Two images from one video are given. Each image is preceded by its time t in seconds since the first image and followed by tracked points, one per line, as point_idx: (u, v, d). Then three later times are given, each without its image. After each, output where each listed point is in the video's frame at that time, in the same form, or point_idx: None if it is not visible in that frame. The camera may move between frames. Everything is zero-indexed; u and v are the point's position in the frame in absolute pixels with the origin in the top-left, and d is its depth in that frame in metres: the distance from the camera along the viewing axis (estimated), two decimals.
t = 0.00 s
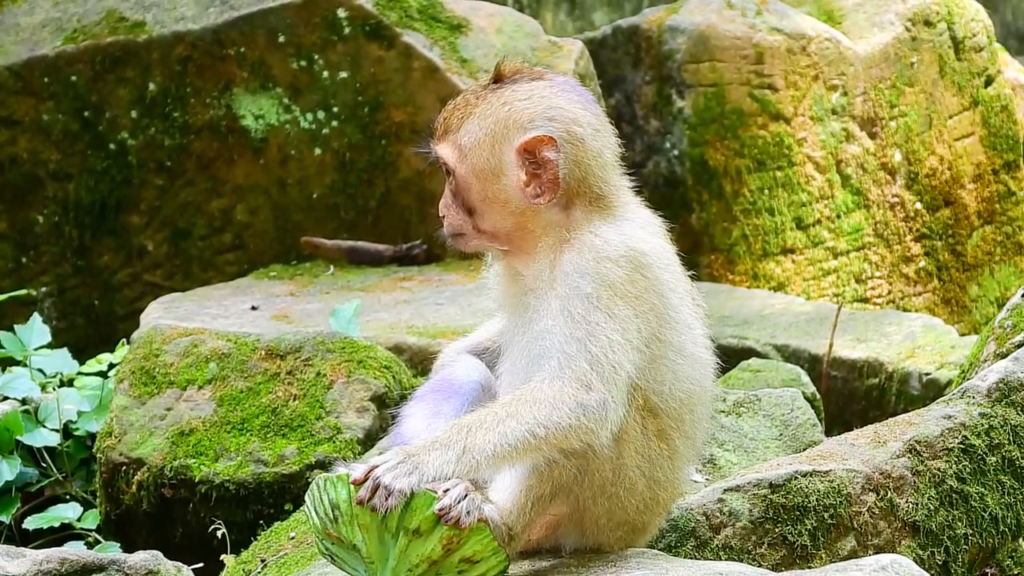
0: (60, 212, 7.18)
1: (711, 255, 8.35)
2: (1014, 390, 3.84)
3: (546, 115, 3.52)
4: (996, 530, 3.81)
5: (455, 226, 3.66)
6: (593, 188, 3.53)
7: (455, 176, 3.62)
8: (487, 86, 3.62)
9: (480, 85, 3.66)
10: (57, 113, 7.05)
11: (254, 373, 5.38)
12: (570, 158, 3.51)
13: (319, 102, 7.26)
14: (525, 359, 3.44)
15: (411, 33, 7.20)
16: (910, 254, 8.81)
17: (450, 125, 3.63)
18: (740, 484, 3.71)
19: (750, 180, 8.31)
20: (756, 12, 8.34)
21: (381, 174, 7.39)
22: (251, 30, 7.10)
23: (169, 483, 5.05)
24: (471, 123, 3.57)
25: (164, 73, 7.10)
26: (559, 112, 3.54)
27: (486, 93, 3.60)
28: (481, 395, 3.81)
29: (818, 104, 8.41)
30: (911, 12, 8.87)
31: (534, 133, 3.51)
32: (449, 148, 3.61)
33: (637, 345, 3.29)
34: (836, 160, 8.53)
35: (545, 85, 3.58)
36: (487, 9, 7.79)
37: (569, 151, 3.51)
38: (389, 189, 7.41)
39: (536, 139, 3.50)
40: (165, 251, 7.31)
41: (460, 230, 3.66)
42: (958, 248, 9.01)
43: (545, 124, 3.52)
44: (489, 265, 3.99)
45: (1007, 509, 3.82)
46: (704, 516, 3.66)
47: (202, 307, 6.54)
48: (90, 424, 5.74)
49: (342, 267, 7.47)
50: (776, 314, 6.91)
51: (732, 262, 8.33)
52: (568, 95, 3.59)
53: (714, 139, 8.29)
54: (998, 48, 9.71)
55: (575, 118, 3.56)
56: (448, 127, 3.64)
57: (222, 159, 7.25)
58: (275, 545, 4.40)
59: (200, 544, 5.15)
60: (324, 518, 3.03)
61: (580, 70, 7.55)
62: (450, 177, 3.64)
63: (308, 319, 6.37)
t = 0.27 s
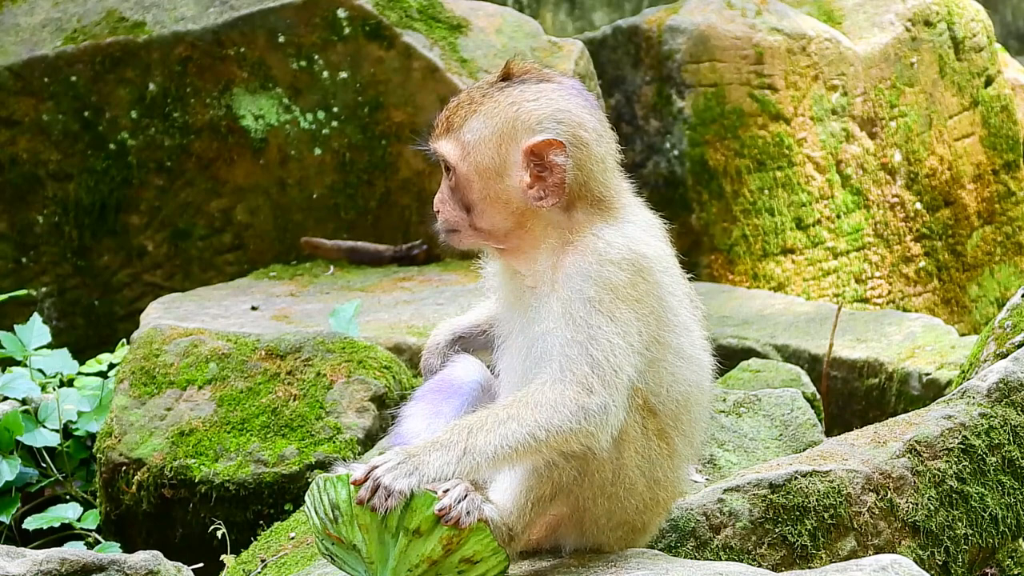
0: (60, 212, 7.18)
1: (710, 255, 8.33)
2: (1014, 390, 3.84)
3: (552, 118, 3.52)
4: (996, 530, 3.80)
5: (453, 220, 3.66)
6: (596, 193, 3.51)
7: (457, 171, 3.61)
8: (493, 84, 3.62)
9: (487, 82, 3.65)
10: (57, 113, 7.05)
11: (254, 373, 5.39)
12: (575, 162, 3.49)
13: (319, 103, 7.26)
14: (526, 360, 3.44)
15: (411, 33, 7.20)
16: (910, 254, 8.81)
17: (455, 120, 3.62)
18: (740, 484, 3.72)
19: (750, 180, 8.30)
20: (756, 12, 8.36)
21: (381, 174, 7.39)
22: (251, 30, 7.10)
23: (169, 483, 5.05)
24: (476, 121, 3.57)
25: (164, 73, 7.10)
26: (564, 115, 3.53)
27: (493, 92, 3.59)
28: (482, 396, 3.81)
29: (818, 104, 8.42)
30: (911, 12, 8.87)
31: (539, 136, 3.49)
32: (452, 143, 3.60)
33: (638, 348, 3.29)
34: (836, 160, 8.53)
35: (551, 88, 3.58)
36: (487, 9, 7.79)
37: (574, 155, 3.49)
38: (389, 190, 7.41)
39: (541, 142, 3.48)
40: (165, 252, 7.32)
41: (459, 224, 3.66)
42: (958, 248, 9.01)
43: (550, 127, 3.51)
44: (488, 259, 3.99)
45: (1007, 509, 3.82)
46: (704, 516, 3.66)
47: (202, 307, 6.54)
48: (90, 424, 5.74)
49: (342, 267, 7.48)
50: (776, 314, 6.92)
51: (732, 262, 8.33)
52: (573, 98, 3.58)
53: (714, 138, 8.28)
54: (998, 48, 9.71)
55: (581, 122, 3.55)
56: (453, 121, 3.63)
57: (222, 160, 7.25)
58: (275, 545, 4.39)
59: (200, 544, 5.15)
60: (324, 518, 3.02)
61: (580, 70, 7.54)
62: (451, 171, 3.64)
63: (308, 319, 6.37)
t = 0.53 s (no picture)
0: (60, 212, 7.18)
1: (711, 255, 8.33)
2: (1014, 390, 3.83)
3: (554, 119, 3.52)
4: (996, 530, 3.80)
5: (452, 219, 3.66)
6: (597, 195, 3.51)
7: (457, 170, 3.61)
8: (495, 84, 3.62)
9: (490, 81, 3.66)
10: (58, 113, 7.05)
11: (254, 373, 5.39)
12: (576, 163, 3.48)
13: (319, 103, 7.26)
14: (526, 361, 3.45)
15: (411, 33, 7.20)
16: (910, 254, 8.81)
17: (457, 118, 3.62)
18: (740, 484, 3.72)
19: (750, 180, 8.30)
20: (756, 13, 8.36)
21: (381, 174, 7.39)
22: (251, 30, 7.10)
23: (169, 483, 5.05)
24: (478, 120, 3.57)
25: (164, 73, 7.10)
26: (566, 116, 3.53)
27: (496, 91, 3.60)
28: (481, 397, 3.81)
29: (818, 104, 8.42)
30: (911, 12, 8.88)
31: (541, 136, 3.49)
32: (453, 141, 3.60)
33: (638, 349, 3.30)
34: (836, 160, 8.53)
35: (554, 89, 3.58)
36: (487, 9, 7.79)
37: (575, 157, 3.49)
38: (389, 190, 7.41)
39: (543, 143, 3.48)
40: (165, 252, 7.32)
41: (456, 222, 3.65)
42: (959, 248, 9.01)
43: (551, 128, 3.51)
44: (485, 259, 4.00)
45: (1007, 509, 3.81)
46: (704, 516, 3.66)
47: (202, 307, 6.54)
48: (90, 424, 5.74)
49: (343, 267, 7.48)
50: (777, 314, 6.92)
51: (732, 263, 8.32)
52: (576, 100, 3.58)
53: (715, 138, 8.27)
54: (998, 49, 9.70)
55: (583, 123, 3.54)
56: (455, 120, 3.63)
57: (222, 160, 7.25)
58: (275, 545, 4.39)
59: (200, 544, 5.15)
60: (324, 518, 3.01)
61: (580, 70, 7.54)
62: (451, 170, 3.63)
63: (308, 319, 6.37)
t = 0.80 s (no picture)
0: (60, 212, 7.18)
1: (711, 255, 8.32)
2: (1014, 390, 3.83)
3: (555, 120, 3.51)
4: (996, 530, 3.80)
5: (452, 217, 3.65)
6: (596, 199, 3.50)
7: (458, 169, 3.61)
8: (498, 84, 3.62)
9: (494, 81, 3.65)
10: (58, 113, 7.05)
11: (254, 373, 5.39)
12: (576, 166, 3.48)
13: (319, 103, 7.26)
14: (526, 362, 3.45)
15: (411, 33, 7.20)
16: (910, 254, 8.81)
17: (459, 117, 3.62)
18: (740, 484, 3.72)
19: (750, 180, 8.30)
20: (756, 13, 8.37)
21: (381, 174, 7.39)
22: (251, 30, 7.10)
23: (169, 484, 5.05)
24: (480, 119, 3.57)
25: (164, 73, 7.10)
26: (567, 118, 3.52)
27: (498, 92, 3.59)
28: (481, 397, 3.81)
29: (818, 104, 8.42)
30: (911, 12, 8.88)
31: (541, 138, 3.49)
32: (455, 140, 3.60)
33: (638, 350, 3.30)
34: (836, 160, 8.53)
35: (555, 90, 3.57)
36: (487, 9, 7.79)
37: (574, 160, 3.48)
38: (389, 190, 7.41)
39: (542, 145, 3.48)
40: (165, 252, 7.32)
41: (457, 221, 3.65)
42: (959, 248, 9.01)
43: (552, 129, 3.50)
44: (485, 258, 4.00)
45: (1007, 509, 3.81)
46: (704, 516, 3.66)
47: (202, 307, 6.54)
48: (90, 424, 5.74)
49: (343, 267, 7.47)
50: (777, 314, 6.92)
51: (732, 263, 8.32)
52: (578, 101, 3.57)
53: (715, 139, 8.27)
54: (998, 49, 9.70)
55: (584, 126, 3.54)
56: (457, 119, 3.63)
57: (222, 160, 7.25)
58: (275, 545, 4.39)
59: (200, 544, 5.15)
60: (324, 518, 3.01)
61: (580, 70, 7.54)
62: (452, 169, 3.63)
63: (308, 319, 6.37)
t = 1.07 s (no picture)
0: (60, 212, 7.18)
1: (711, 255, 8.32)
2: (1014, 390, 3.83)
3: (554, 121, 3.50)
4: (996, 530, 3.80)
5: (454, 218, 3.66)
6: (596, 199, 3.49)
7: (458, 170, 3.61)
8: (499, 85, 3.62)
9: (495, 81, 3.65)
10: (58, 113, 7.05)
11: (254, 373, 5.39)
12: (575, 167, 3.48)
13: (319, 103, 7.26)
14: (527, 362, 3.45)
15: (411, 33, 7.20)
16: (910, 254, 8.81)
17: (460, 118, 3.62)
18: (740, 484, 3.72)
19: (750, 180, 8.30)
20: (756, 13, 8.37)
21: (381, 174, 7.38)
22: (251, 30, 7.09)
23: (169, 484, 5.05)
24: (480, 119, 3.57)
25: (164, 73, 7.10)
26: (566, 118, 3.51)
27: (498, 92, 3.59)
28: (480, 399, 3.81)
29: (818, 104, 8.42)
30: (911, 13, 8.88)
31: (540, 139, 3.49)
32: (455, 140, 3.60)
33: (639, 352, 3.30)
34: (836, 160, 8.53)
35: (555, 90, 3.57)
36: (487, 9, 7.79)
37: (574, 160, 3.48)
38: (389, 190, 7.41)
39: (542, 146, 3.47)
40: (165, 252, 7.32)
41: (459, 221, 3.65)
42: (958, 248, 9.01)
43: (552, 130, 3.50)
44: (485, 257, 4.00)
45: (1007, 509, 3.81)
46: (704, 516, 3.66)
47: (202, 307, 6.54)
48: (90, 424, 5.74)
49: (342, 267, 7.47)
50: (777, 314, 6.92)
51: (732, 263, 8.32)
52: (578, 100, 3.57)
53: (715, 139, 8.27)
54: (998, 49, 9.70)
55: (584, 127, 3.53)
56: (457, 120, 3.63)
57: (222, 160, 7.25)
58: (275, 545, 4.39)
59: (200, 544, 5.15)
60: (324, 518, 3.01)
61: (580, 69, 7.55)
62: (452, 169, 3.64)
63: (308, 319, 6.37)
